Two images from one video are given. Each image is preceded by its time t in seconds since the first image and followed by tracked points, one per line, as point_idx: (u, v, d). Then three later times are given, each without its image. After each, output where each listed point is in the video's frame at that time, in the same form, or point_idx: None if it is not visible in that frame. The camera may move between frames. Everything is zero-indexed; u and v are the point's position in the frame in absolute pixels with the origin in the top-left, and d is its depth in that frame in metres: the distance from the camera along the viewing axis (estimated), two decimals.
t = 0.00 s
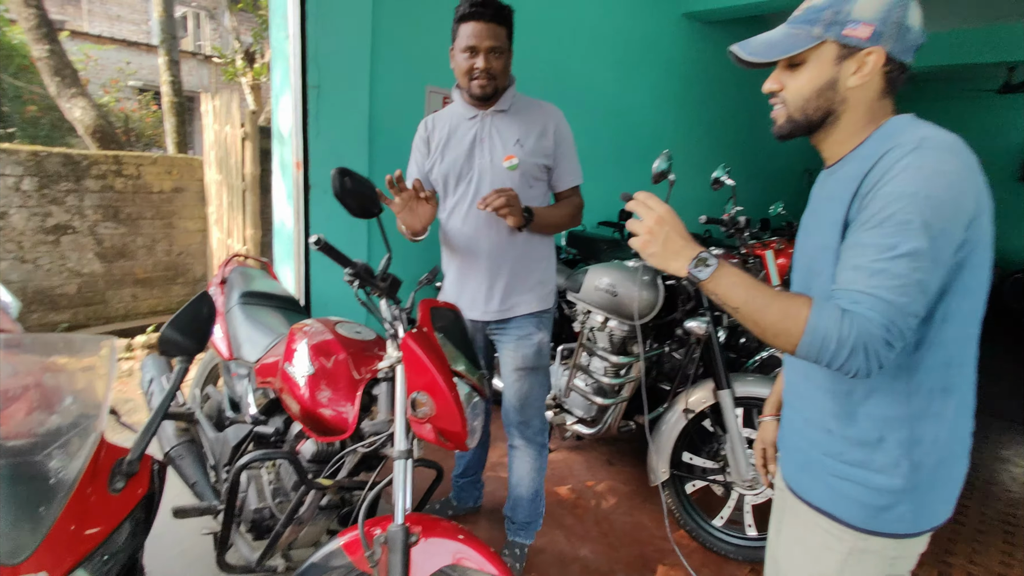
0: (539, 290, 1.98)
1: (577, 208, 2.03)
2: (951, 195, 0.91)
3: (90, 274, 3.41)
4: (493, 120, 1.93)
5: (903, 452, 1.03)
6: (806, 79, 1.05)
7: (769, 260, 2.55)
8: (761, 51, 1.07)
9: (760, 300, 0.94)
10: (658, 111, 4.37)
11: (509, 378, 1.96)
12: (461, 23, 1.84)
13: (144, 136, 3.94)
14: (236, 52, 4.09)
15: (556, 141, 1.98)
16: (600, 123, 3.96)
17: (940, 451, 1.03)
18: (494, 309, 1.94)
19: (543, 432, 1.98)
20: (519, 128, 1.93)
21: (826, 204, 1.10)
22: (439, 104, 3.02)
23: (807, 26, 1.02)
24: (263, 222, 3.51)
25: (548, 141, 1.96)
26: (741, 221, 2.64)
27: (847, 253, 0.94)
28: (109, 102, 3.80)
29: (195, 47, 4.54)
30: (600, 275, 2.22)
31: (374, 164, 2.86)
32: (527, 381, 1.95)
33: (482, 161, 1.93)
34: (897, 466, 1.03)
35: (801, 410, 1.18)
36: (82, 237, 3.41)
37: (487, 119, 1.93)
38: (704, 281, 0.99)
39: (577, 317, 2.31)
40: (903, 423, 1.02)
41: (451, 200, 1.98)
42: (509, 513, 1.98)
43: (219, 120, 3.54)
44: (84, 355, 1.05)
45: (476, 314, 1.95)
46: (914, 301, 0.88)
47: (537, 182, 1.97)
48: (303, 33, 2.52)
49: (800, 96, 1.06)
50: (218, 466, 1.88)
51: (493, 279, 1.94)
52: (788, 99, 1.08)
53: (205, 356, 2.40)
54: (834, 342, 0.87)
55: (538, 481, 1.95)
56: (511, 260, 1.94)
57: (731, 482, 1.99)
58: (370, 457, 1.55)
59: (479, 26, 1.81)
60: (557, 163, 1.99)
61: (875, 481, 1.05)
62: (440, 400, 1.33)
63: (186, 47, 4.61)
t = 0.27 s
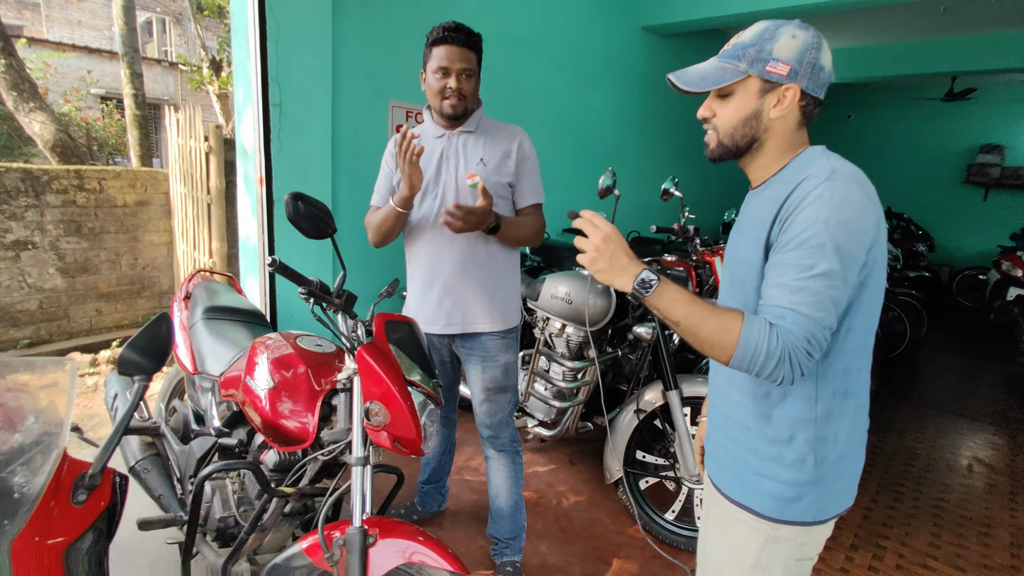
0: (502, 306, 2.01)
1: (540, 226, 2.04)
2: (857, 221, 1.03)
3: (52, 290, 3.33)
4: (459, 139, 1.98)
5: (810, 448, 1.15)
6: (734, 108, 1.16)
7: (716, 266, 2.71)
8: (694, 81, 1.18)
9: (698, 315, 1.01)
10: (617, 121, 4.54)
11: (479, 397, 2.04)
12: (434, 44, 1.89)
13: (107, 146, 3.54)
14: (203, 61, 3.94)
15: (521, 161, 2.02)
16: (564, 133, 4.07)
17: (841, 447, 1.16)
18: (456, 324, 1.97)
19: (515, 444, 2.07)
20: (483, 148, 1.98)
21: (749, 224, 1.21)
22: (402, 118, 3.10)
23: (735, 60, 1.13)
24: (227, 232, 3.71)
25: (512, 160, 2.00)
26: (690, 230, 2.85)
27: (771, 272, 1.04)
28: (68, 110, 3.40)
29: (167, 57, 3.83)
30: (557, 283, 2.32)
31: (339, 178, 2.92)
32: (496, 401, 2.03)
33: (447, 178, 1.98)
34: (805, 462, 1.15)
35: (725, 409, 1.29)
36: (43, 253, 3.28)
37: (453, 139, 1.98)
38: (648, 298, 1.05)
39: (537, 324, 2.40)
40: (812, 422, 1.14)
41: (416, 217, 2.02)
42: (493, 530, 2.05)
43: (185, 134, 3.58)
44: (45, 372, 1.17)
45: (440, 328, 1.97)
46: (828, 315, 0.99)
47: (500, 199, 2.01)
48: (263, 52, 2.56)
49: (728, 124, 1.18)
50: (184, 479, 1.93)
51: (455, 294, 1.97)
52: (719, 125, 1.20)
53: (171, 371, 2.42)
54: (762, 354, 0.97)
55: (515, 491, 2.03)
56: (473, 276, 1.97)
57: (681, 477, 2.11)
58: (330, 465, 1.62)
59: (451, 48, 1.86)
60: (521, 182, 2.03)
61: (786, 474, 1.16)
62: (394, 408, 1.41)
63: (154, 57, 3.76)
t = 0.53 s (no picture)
0: (510, 316, 1.95)
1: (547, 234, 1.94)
2: (844, 227, 1.06)
3: (54, 290, 3.46)
4: (472, 145, 1.94)
5: (792, 443, 1.20)
6: (723, 113, 1.21)
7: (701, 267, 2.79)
8: (687, 85, 1.23)
9: (695, 316, 1.04)
10: (608, 125, 4.62)
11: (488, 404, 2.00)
12: (450, 51, 1.88)
13: (107, 149, 3.95)
14: (202, 66, 4.17)
15: (533, 168, 1.96)
16: (554, 136, 4.16)
17: (819, 441, 1.22)
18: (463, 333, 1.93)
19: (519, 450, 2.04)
20: (496, 155, 1.93)
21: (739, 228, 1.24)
22: (395, 122, 3.19)
23: (726, 68, 1.18)
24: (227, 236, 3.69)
25: (524, 168, 1.95)
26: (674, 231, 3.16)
27: (762, 275, 1.07)
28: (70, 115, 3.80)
29: (168, 61, 4.29)
30: (545, 283, 2.41)
31: (334, 181, 3.00)
32: (504, 409, 1.98)
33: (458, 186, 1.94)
34: (786, 456, 1.20)
35: (710, 405, 1.33)
36: (45, 254, 3.46)
37: (466, 145, 1.95)
38: (644, 300, 1.08)
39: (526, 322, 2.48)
40: (794, 418, 1.19)
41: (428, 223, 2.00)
42: (485, 529, 2.04)
43: (182, 138, 3.64)
44: (49, 371, 1.23)
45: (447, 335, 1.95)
46: (817, 317, 1.03)
47: (511, 208, 1.96)
48: (261, 59, 2.65)
49: (718, 129, 1.23)
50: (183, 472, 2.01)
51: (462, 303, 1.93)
52: (709, 129, 1.24)
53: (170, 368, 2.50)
54: (756, 355, 0.99)
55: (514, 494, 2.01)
56: (483, 283, 1.93)
57: (663, 470, 2.19)
58: (323, 456, 1.71)
59: (467, 54, 1.85)
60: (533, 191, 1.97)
61: (769, 468, 1.21)
62: (383, 402, 1.48)
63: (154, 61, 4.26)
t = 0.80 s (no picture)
0: (527, 330, 1.93)
1: (571, 250, 1.92)
2: (869, 236, 1.05)
3: (54, 297, 3.51)
4: (494, 157, 1.90)
5: (813, 453, 1.18)
6: (743, 120, 1.19)
7: (693, 271, 2.84)
8: (707, 90, 1.20)
9: (717, 327, 1.03)
10: (601, 131, 4.69)
11: (498, 414, 1.98)
12: (471, 62, 1.82)
13: (107, 156, 3.99)
14: (201, 74, 4.22)
15: (556, 182, 1.92)
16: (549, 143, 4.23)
17: (841, 452, 1.20)
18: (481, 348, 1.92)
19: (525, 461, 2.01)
20: (518, 168, 1.89)
21: (759, 236, 1.23)
22: (392, 130, 3.24)
23: (748, 74, 1.15)
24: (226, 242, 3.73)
25: (547, 183, 1.90)
26: (666, 237, 3.35)
27: (786, 284, 1.05)
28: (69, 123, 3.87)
29: (164, 69, 4.43)
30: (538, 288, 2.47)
31: (332, 187, 3.05)
32: (514, 419, 1.97)
33: (479, 199, 1.91)
34: (808, 467, 1.19)
35: (727, 413, 1.31)
36: (45, 261, 3.49)
37: (489, 156, 1.91)
38: (666, 310, 1.06)
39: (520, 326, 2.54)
40: (817, 428, 1.17)
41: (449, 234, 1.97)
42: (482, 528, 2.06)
43: (181, 146, 3.67)
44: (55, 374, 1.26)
45: (465, 348, 1.92)
46: (842, 328, 1.01)
47: (533, 223, 1.92)
48: (259, 69, 2.70)
49: (736, 136, 1.21)
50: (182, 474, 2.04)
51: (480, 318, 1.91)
52: (728, 135, 1.22)
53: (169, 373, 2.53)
54: (782, 366, 0.97)
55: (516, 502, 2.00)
56: (502, 296, 1.90)
57: (655, 470, 2.24)
58: (320, 456, 1.75)
59: (486, 67, 1.78)
60: (556, 205, 1.94)
61: (792, 478, 1.19)
62: (379, 402, 1.51)
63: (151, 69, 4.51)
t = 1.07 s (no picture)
0: (535, 341, 1.90)
1: (583, 270, 1.92)
2: (901, 245, 1.02)
3: (51, 302, 3.51)
4: (506, 167, 1.82)
5: (839, 465, 1.19)
6: (763, 127, 1.19)
7: (689, 275, 2.86)
8: (728, 96, 1.21)
9: (745, 338, 0.99)
10: (596, 135, 4.71)
11: (501, 418, 1.96)
12: (473, 82, 1.67)
13: (103, 162, 3.98)
14: (198, 79, 4.27)
15: (569, 197, 1.85)
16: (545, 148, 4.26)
17: (867, 463, 1.21)
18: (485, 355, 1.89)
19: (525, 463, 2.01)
20: (531, 181, 1.81)
21: (785, 246, 1.21)
22: (388, 134, 3.26)
23: (769, 79, 1.15)
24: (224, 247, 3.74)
25: (559, 197, 1.83)
26: (662, 240, 3.38)
27: (814, 294, 1.03)
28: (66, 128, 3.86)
29: (164, 74, 4.38)
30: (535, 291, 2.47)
31: (329, 192, 3.07)
32: (517, 424, 1.95)
33: (487, 208, 1.83)
34: (834, 478, 1.19)
35: (749, 425, 1.32)
36: (42, 266, 3.50)
37: (500, 164, 1.82)
38: (690, 320, 1.04)
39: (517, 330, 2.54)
40: (842, 439, 1.18)
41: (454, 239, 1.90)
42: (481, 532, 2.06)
43: (178, 151, 3.70)
44: (54, 378, 1.29)
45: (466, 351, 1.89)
46: (874, 339, 0.98)
47: (542, 237, 1.86)
48: (256, 75, 2.72)
49: (757, 142, 1.20)
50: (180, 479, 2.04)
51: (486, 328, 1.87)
52: (748, 141, 1.22)
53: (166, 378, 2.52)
54: (812, 378, 0.94)
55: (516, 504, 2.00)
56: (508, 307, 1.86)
57: (651, 472, 2.25)
58: (317, 459, 1.76)
59: (488, 93, 1.64)
60: (567, 219, 1.86)
61: (818, 490, 1.19)
62: (376, 405, 1.53)
63: (151, 75, 4.46)
